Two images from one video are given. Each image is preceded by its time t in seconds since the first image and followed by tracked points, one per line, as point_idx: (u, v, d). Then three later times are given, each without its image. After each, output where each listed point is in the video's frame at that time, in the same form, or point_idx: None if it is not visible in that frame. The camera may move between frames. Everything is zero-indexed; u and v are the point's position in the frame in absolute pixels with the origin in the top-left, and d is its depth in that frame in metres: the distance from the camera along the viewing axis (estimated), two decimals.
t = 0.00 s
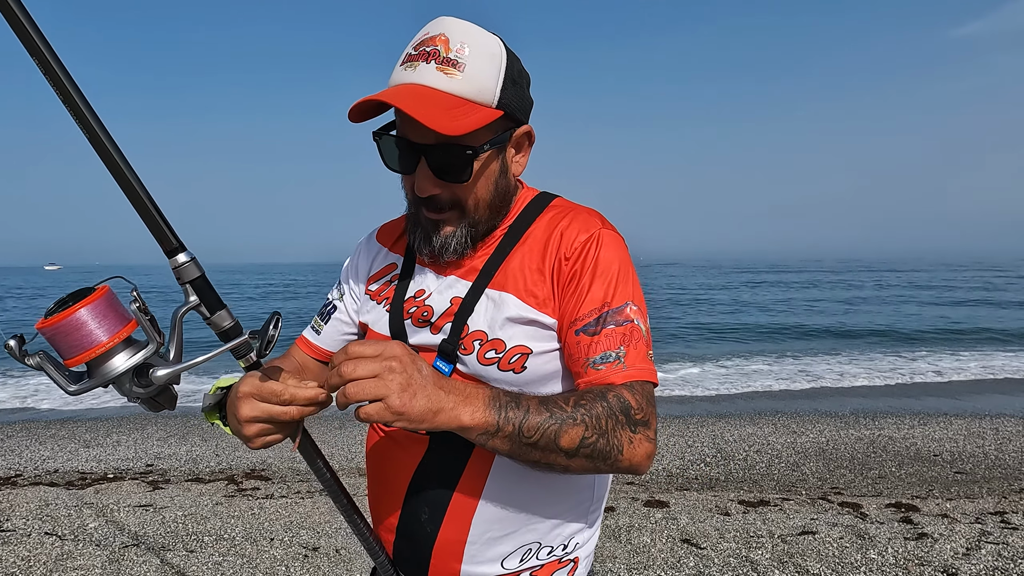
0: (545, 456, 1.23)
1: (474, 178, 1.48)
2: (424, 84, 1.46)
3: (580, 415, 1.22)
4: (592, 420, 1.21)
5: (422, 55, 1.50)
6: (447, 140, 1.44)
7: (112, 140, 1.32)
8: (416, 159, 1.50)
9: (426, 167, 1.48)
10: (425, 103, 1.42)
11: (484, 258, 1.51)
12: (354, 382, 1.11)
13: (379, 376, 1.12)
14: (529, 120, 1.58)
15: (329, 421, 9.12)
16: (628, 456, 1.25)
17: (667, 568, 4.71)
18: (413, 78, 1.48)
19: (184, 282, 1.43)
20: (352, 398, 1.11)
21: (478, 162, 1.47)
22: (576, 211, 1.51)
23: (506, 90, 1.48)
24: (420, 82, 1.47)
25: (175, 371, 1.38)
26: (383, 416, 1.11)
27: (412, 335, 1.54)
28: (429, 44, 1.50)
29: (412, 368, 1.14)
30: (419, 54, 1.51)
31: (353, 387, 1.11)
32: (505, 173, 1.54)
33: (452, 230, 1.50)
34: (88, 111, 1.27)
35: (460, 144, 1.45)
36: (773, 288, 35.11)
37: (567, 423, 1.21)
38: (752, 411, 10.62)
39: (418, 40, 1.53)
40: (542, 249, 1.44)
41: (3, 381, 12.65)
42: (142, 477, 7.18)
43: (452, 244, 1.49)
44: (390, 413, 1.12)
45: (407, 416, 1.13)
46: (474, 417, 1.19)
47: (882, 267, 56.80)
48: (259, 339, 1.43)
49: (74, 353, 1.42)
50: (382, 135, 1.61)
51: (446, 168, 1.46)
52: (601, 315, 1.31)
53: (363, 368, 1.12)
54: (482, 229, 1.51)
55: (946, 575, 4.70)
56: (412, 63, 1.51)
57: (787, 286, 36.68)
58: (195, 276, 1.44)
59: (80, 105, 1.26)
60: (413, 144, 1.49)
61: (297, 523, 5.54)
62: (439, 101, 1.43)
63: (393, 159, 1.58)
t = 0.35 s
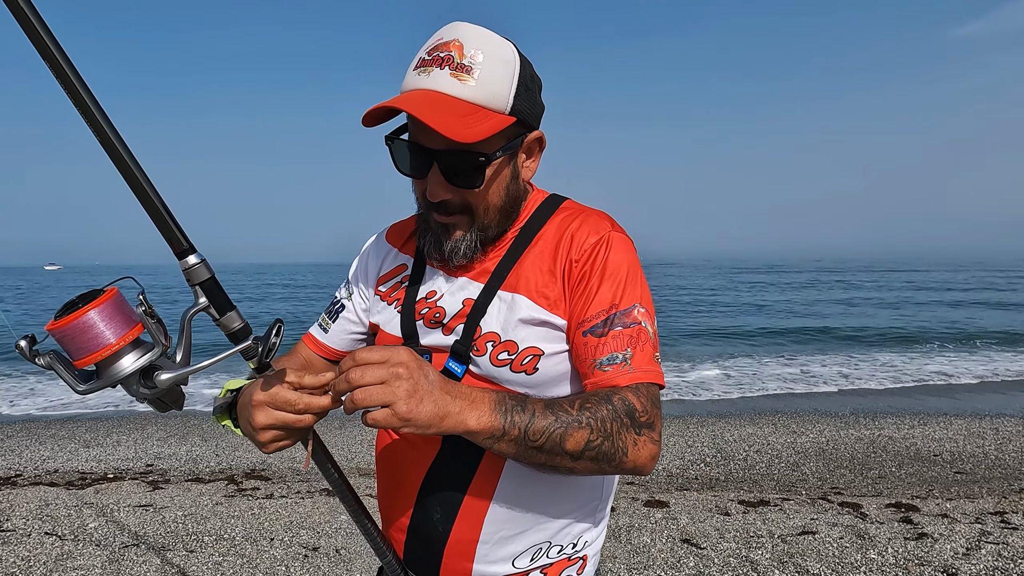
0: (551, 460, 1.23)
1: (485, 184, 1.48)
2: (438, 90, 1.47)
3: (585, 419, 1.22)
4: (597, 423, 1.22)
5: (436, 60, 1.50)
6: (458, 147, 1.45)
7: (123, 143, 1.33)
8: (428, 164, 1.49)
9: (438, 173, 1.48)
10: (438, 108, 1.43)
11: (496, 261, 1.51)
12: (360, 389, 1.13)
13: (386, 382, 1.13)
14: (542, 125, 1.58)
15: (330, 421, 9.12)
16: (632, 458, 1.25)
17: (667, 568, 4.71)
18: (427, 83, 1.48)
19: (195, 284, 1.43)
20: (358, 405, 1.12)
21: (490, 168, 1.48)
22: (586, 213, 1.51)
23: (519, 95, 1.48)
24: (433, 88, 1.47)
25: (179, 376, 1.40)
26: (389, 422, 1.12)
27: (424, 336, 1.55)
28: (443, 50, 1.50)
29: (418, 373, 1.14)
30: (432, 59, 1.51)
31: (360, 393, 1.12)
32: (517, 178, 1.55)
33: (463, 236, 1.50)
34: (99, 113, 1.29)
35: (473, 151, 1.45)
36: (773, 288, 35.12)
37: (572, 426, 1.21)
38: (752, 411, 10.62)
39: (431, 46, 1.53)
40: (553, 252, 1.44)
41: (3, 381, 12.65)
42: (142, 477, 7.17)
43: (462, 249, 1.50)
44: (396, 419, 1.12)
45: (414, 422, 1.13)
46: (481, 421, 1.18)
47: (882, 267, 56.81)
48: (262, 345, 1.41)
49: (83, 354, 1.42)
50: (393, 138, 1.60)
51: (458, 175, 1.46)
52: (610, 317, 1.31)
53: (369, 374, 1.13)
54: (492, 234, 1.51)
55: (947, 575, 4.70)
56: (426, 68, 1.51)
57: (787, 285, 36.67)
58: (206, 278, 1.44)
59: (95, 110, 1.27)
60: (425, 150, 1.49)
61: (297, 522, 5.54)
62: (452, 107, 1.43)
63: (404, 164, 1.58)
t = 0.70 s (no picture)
0: (562, 461, 1.24)
1: (494, 185, 1.49)
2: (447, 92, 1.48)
3: (596, 420, 1.23)
4: (608, 425, 1.23)
5: (448, 60, 1.51)
6: (469, 148, 1.46)
7: (138, 141, 1.37)
8: (438, 164, 1.51)
9: (448, 173, 1.49)
10: (449, 109, 1.44)
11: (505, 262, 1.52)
12: (375, 388, 1.13)
13: (401, 383, 1.13)
14: (551, 126, 1.59)
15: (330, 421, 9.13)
16: (641, 460, 1.26)
17: (667, 568, 4.72)
18: (438, 83, 1.50)
19: (205, 281, 1.44)
20: (374, 405, 1.13)
21: (499, 169, 1.49)
22: (595, 215, 1.52)
23: (530, 97, 1.49)
24: (444, 88, 1.48)
25: (190, 373, 1.41)
26: (405, 422, 1.13)
27: (432, 335, 1.56)
28: (455, 50, 1.51)
29: (433, 374, 1.15)
30: (444, 59, 1.52)
31: (375, 392, 1.13)
32: (526, 179, 1.56)
33: (471, 237, 1.51)
34: (115, 113, 1.33)
35: (483, 152, 1.46)
36: (773, 288, 35.13)
37: (582, 428, 1.22)
38: (752, 411, 10.64)
39: (443, 45, 1.54)
40: (563, 253, 1.45)
41: (3, 381, 12.66)
42: (143, 477, 7.19)
43: (471, 250, 1.51)
44: (411, 420, 1.13)
45: (429, 423, 1.14)
46: (495, 422, 1.19)
47: (881, 267, 56.82)
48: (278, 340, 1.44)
49: (94, 350, 1.43)
50: (404, 137, 1.62)
51: (468, 175, 1.48)
52: (618, 318, 1.32)
53: (384, 374, 1.13)
54: (502, 235, 1.52)
55: (946, 575, 4.71)
56: (437, 68, 1.52)
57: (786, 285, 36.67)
58: (215, 274, 1.45)
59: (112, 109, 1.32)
60: (435, 150, 1.50)
61: (297, 523, 5.55)
62: (463, 107, 1.44)
63: (414, 164, 1.59)
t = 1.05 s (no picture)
0: (577, 472, 1.23)
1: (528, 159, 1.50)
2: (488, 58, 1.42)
3: (611, 430, 1.21)
4: (623, 435, 1.22)
5: (476, 36, 1.44)
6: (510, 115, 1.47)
7: (132, 145, 1.35)
8: (474, 132, 1.48)
9: (487, 142, 1.47)
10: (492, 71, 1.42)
11: (509, 263, 1.51)
12: (392, 405, 1.11)
13: (419, 400, 1.11)
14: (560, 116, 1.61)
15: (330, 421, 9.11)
16: (652, 467, 1.26)
17: (667, 567, 4.70)
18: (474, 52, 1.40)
19: (202, 284, 1.42)
20: (391, 421, 1.11)
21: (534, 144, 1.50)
22: (600, 218, 1.50)
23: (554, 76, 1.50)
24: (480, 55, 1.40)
25: (187, 377, 1.40)
26: (422, 440, 1.11)
27: (433, 338, 1.55)
28: (483, 28, 1.47)
29: (451, 389, 1.13)
30: (472, 35, 1.44)
31: (393, 409, 1.11)
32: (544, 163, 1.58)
33: (502, 214, 1.48)
34: (105, 111, 1.31)
35: (521, 117, 1.47)
36: (773, 288, 35.11)
37: (597, 439, 1.21)
38: (752, 411, 10.62)
39: (466, 28, 1.49)
40: (568, 258, 1.43)
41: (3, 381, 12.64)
42: (143, 477, 7.17)
43: (503, 226, 1.48)
44: (429, 436, 1.11)
45: (447, 441, 1.12)
46: (511, 436, 1.17)
47: (881, 267, 56.82)
48: (273, 344, 1.41)
49: (88, 355, 1.41)
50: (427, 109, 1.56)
51: (507, 145, 1.48)
52: (627, 325, 1.30)
53: (402, 390, 1.11)
54: (526, 215, 1.52)
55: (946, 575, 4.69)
56: (466, 43, 1.43)
57: (786, 286, 36.64)
58: (211, 278, 1.43)
59: (105, 113, 1.31)
60: (471, 118, 1.47)
61: (297, 523, 5.53)
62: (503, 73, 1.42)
63: (437, 139, 1.55)
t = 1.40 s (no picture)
0: (600, 479, 1.22)
1: (557, 144, 1.51)
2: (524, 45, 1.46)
3: (634, 438, 1.21)
4: (645, 444, 1.22)
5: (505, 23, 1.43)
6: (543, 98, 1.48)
7: (124, 140, 1.33)
8: (506, 112, 1.47)
9: (519, 122, 1.46)
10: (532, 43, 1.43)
11: (516, 263, 1.49)
12: (429, 409, 1.08)
13: (457, 404, 1.08)
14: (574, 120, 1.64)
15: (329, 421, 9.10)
16: (668, 475, 1.27)
17: (667, 568, 4.69)
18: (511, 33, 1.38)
19: (194, 280, 1.41)
20: (428, 425, 1.08)
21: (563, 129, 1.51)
22: (609, 224, 1.49)
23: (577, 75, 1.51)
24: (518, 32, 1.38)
25: (174, 372, 1.38)
26: (459, 444, 1.07)
27: (433, 336, 1.53)
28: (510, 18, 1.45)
29: (490, 395, 1.10)
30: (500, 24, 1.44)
31: (430, 413, 1.08)
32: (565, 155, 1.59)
33: (528, 198, 1.47)
34: (100, 108, 1.30)
35: (553, 98, 1.48)
36: (772, 288, 35.11)
37: (622, 447, 1.20)
38: (752, 411, 10.61)
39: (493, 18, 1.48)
40: (578, 265, 1.42)
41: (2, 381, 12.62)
42: (142, 477, 7.15)
43: (531, 209, 1.47)
44: (466, 443, 1.08)
45: (483, 447, 1.09)
46: (541, 444, 1.15)
47: (880, 267, 56.83)
48: (258, 341, 1.38)
49: (78, 349, 1.40)
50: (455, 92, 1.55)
51: (540, 126, 1.48)
52: (642, 335, 1.29)
53: (440, 394, 1.08)
54: (550, 203, 1.51)
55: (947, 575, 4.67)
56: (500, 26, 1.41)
57: (785, 286, 36.64)
58: (203, 273, 1.42)
59: (98, 108, 1.29)
60: (504, 98, 1.48)
61: (297, 523, 5.52)
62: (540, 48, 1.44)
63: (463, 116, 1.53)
